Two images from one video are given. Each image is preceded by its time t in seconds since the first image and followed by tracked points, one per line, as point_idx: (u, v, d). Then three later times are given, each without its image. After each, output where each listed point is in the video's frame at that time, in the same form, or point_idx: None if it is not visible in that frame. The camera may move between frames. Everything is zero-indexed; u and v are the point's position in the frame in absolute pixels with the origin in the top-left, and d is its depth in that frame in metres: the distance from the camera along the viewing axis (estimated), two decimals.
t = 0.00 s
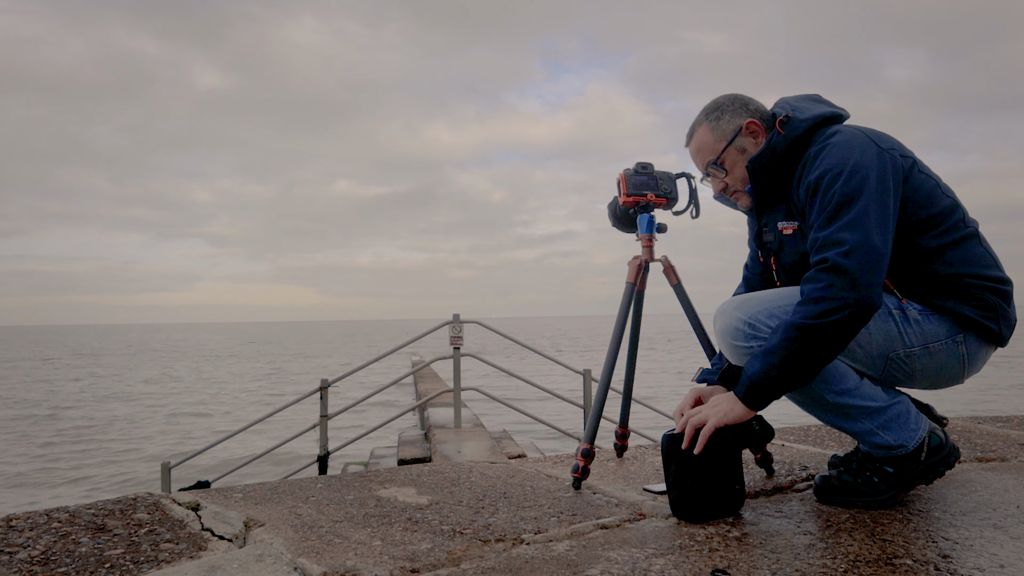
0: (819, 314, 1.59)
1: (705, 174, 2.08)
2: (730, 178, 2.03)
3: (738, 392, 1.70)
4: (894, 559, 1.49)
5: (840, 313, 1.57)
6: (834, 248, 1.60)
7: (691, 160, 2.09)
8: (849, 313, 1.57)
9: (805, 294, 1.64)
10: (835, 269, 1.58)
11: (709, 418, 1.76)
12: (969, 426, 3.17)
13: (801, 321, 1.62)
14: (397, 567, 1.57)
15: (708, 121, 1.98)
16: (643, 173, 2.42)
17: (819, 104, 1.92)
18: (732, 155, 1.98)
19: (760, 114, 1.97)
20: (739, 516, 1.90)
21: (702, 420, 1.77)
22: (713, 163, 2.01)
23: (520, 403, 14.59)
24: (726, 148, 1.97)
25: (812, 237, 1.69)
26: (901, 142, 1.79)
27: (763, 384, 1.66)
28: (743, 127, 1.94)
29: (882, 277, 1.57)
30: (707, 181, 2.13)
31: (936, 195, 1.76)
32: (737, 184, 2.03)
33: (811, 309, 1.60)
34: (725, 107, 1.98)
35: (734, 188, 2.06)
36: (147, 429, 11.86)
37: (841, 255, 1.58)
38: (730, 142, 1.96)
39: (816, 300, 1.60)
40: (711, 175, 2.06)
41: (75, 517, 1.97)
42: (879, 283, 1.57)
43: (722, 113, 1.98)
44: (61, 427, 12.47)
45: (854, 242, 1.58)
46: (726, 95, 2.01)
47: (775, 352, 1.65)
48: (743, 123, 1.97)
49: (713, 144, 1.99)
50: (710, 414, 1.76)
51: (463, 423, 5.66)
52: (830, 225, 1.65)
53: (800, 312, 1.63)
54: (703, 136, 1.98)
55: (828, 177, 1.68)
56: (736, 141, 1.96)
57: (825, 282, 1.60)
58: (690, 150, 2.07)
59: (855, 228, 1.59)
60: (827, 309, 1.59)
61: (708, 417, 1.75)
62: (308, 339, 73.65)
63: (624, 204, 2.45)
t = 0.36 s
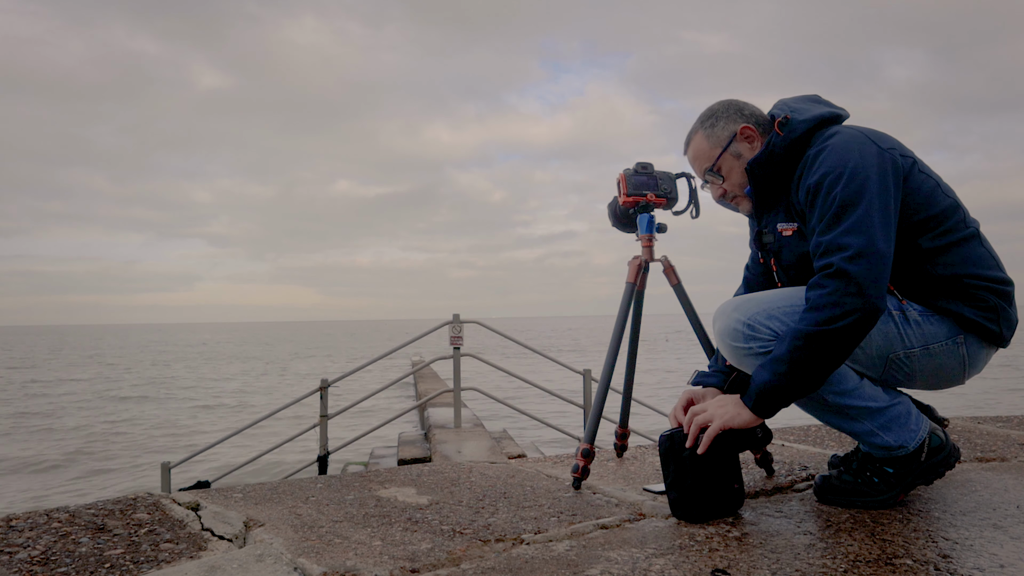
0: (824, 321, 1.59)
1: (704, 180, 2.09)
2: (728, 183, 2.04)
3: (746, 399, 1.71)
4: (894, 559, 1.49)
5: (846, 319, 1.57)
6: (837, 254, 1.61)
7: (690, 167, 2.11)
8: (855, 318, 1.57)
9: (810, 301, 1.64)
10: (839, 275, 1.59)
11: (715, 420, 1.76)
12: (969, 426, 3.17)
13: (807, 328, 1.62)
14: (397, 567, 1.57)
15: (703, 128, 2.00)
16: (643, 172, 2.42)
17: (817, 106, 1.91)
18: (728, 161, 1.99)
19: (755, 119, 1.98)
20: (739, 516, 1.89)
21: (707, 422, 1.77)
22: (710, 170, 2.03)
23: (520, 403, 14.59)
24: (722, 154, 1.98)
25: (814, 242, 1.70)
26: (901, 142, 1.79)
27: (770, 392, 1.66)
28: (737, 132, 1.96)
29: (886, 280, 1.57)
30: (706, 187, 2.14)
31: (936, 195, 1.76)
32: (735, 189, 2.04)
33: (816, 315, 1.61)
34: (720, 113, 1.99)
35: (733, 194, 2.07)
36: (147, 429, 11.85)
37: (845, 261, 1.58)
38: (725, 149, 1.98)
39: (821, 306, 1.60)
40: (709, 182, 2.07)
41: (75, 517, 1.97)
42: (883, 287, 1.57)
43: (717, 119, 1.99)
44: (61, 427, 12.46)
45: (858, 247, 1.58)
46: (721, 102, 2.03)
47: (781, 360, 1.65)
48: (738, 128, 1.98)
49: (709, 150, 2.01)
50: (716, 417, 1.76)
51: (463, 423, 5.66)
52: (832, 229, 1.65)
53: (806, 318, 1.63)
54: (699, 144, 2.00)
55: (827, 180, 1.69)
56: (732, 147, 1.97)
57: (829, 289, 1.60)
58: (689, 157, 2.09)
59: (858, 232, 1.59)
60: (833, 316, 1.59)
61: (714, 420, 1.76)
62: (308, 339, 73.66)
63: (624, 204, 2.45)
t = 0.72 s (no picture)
0: (824, 323, 1.59)
1: (703, 183, 2.10)
2: (726, 185, 2.04)
3: (744, 399, 1.71)
4: (894, 559, 1.49)
5: (846, 321, 1.57)
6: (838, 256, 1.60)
7: (688, 169, 2.11)
8: (854, 320, 1.57)
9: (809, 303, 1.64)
10: (840, 278, 1.59)
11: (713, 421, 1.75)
12: (969, 426, 3.16)
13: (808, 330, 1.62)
14: (397, 567, 1.57)
15: (701, 130, 2.00)
16: (643, 172, 2.42)
17: (815, 107, 1.91)
18: (726, 163, 1.99)
19: (753, 121, 1.97)
20: (739, 516, 1.90)
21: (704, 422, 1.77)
22: (708, 172, 2.03)
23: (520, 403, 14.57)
24: (720, 157, 1.98)
25: (814, 244, 1.70)
26: (899, 143, 1.79)
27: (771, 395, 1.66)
28: (735, 135, 1.95)
29: (886, 282, 1.57)
30: (705, 189, 2.14)
31: (934, 196, 1.76)
32: (733, 191, 2.04)
33: (816, 318, 1.61)
34: (718, 116, 1.99)
35: (732, 196, 2.07)
36: (146, 430, 11.84)
37: (845, 263, 1.58)
38: (723, 151, 1.98)
39: (821, 309, 1.60)
40: (708, 184, 2.07)
41: (75, 517, 1.97)
42: (883, 289, 1.57)
43: (715, 122, 1.99)
44: (61, 428, 12.44)
45: (858, 250, 1.58)
46: (719, 104, 2.03)
47: (780, 362, 1.65)
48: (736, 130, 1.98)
49: (707, 152, 2.01)
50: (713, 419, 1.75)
51: (463, 422, 5.65)
52: (831, 232, 1.65)
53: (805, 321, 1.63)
54: (697, 146, 2.00)
55: (827, 183, 1.68)
56: (730, 149, 1.97)
57: (828, 291, 1.60)
58: (687, 159, 2.09)
59: (858, 234, 1.59)
60: (832, 318, 1.59)
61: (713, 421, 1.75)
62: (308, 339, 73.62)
63: (624, 204, 2.45)
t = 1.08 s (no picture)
0: (811, 321, 1.59)
1: (702, 181, 2.10)
2: (725, 185, 2.04)
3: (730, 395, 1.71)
4: (894, 559, 1.49)
5: (832, 320, 1.58)
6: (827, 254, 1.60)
7: (688, 167, 2.11)
8: (841, 319, 1.57)
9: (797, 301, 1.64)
10: (828, 276, 1.59)
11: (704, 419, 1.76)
12: (970, 426, 3.16)
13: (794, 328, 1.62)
14: (397, 567, 1.57)
15: (701, 129, 2.00)
16: (643, 172, 2.42)
17: (814, 107, 1.91)
18: (725, 162, 1.99)
19: (753, 121, 1.97)
20: (739, 516, 1.89)
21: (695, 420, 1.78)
22: (707, 171, 2.03)
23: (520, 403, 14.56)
24: (719, 156, 1.99)
25: (805, 243, 1.70)
26: (897, 143, 1.79)
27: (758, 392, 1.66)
28: (734, 134, 1.95)
29: (875, 282, 1.57)
30: (704, 188, 2.14)
31: (932, 196, 1.76)
32: (731, 191, 2.05)
33: (803, 315, 1.60)
34: (718, 115, 1.99)
35: (730, 196, 2.08)
36: (146, 429, 11.82)
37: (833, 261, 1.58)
38: (722, 150, 1.98)
39: (808, 306, 1.60)
40: (707, 183, 2.07)
41: (75, 516, 1.97)
42: (871, 290, 1.57)
43: (715, 121, 1.99)
44: (60, 428, 12.42)
45: (847, 249, 1.57)
46: (718, 103, 2.02)
47: (766, 358, 1.65)
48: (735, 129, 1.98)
49: (706, 151, 2.01)
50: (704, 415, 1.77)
51: (463, 422, 5.65)
52: (823, 230, 1.65)
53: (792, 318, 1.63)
54: (696, 145, 2.01)
55: (821, 182, 1.69)
56: (728, 148, 1.97)
57: (816, 289, 1.60)
58: (687, 158, 2.09)
59: (848, 233, 1.59)
60: (820, 316, 1.59)
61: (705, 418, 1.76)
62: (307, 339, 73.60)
63: (624, 204, 2.45)
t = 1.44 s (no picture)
0: (815, 324, 1.59)
1: (703, 184, 2.10)
2: (725, 187, 2.04)
3: (735, 401, 1.71)
4: (894, 559, 1.48)
5: (836, 323, 1.58)
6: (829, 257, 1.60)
7: (688, 169, 2.11)
8: (843, 322, 1.57)
9: (800, 304, 1.64)
10: (831, 279, 1.58)
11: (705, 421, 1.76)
12: (970, 426, 3.16)
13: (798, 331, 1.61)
14: (397, 567, 1.57)
15: (700, 132, 2.00)
16: (643, 172, 2.42)
17: (815, 107, 1.91)
18: (725, 164, 1.99)
19: (752, 122, 1.97)
20: (739, 516, 1.90)
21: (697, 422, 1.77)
22: (707, 173, 2.03)
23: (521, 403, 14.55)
24: (719, 158, 1.99)
25: (808, 244, 1.69)
26: (898, 143, 1.79)
27: (761, 395, 1.66)
28: (734, 136, 1.95)
29: (878, 283, 1.57)
30: (706, 190, 2.14)
31: (934, 196, 1.76)
32: (733, 192, 2.05)
33: (806, 318, 1.60)
34: (717, 117, 1.99)
35: (732, 197, 2.07)
36: (146, 429, 11.80)
37: (836, 264, 1.58)
38: (722, 152, 1.98)
39: (811, 309, 1.60)
40: (708, 185, 2.07)
41: (75, 516, 1.97)
42: (873, 292, 1.57)
43: (714, 123, 1.99)
44: (61, 428, 12.41)
45: (850, 251, 1.58)
46: (718, 105, 2.02)
47: (771, 362, 1.65)
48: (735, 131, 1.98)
49: (706, 153, 2.01)
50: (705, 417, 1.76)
51: (462, 423, 5.64)
52: (825, 232, 1.64)
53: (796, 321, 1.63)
54: (696, 148, 2.01)
55: (822, 184, 1.68)
56: (729, 150, 1.97)
57: (819, 292, 1.60)
58: (687, 160, 2.10)
59: (850, 235, 1.59)
60: (823, 319, 1.59)
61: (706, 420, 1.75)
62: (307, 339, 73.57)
63: (624, 204, 2.45)
